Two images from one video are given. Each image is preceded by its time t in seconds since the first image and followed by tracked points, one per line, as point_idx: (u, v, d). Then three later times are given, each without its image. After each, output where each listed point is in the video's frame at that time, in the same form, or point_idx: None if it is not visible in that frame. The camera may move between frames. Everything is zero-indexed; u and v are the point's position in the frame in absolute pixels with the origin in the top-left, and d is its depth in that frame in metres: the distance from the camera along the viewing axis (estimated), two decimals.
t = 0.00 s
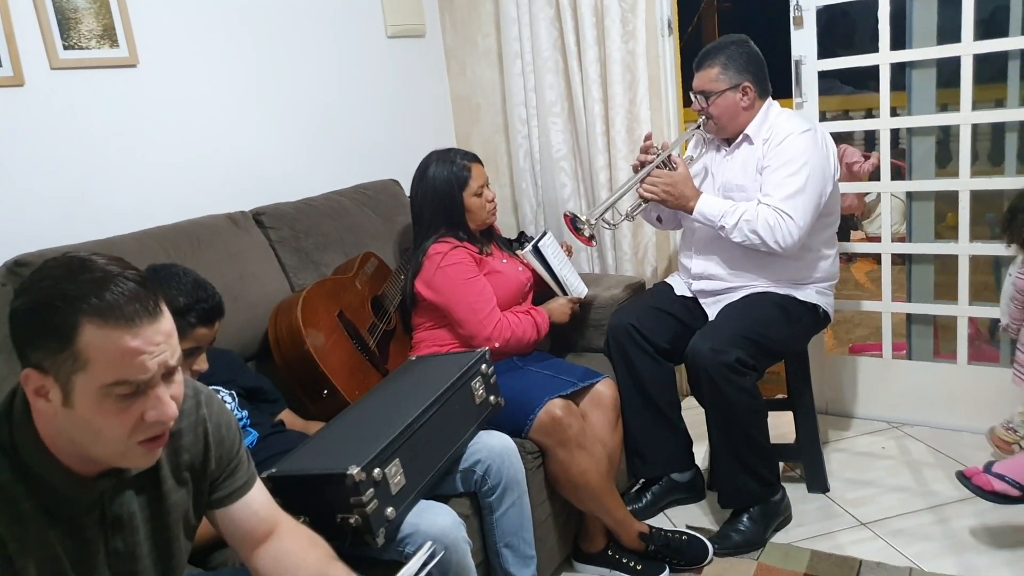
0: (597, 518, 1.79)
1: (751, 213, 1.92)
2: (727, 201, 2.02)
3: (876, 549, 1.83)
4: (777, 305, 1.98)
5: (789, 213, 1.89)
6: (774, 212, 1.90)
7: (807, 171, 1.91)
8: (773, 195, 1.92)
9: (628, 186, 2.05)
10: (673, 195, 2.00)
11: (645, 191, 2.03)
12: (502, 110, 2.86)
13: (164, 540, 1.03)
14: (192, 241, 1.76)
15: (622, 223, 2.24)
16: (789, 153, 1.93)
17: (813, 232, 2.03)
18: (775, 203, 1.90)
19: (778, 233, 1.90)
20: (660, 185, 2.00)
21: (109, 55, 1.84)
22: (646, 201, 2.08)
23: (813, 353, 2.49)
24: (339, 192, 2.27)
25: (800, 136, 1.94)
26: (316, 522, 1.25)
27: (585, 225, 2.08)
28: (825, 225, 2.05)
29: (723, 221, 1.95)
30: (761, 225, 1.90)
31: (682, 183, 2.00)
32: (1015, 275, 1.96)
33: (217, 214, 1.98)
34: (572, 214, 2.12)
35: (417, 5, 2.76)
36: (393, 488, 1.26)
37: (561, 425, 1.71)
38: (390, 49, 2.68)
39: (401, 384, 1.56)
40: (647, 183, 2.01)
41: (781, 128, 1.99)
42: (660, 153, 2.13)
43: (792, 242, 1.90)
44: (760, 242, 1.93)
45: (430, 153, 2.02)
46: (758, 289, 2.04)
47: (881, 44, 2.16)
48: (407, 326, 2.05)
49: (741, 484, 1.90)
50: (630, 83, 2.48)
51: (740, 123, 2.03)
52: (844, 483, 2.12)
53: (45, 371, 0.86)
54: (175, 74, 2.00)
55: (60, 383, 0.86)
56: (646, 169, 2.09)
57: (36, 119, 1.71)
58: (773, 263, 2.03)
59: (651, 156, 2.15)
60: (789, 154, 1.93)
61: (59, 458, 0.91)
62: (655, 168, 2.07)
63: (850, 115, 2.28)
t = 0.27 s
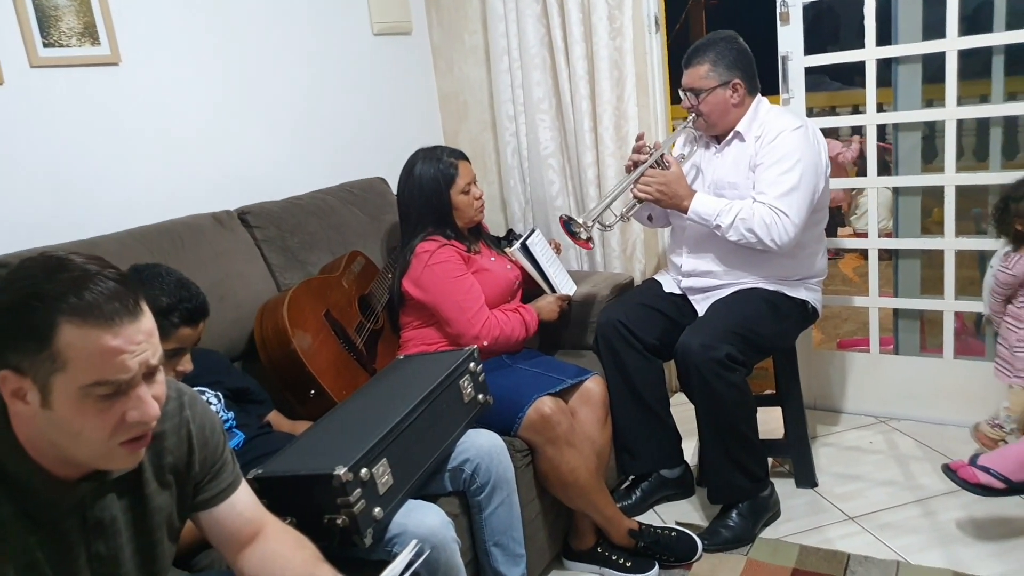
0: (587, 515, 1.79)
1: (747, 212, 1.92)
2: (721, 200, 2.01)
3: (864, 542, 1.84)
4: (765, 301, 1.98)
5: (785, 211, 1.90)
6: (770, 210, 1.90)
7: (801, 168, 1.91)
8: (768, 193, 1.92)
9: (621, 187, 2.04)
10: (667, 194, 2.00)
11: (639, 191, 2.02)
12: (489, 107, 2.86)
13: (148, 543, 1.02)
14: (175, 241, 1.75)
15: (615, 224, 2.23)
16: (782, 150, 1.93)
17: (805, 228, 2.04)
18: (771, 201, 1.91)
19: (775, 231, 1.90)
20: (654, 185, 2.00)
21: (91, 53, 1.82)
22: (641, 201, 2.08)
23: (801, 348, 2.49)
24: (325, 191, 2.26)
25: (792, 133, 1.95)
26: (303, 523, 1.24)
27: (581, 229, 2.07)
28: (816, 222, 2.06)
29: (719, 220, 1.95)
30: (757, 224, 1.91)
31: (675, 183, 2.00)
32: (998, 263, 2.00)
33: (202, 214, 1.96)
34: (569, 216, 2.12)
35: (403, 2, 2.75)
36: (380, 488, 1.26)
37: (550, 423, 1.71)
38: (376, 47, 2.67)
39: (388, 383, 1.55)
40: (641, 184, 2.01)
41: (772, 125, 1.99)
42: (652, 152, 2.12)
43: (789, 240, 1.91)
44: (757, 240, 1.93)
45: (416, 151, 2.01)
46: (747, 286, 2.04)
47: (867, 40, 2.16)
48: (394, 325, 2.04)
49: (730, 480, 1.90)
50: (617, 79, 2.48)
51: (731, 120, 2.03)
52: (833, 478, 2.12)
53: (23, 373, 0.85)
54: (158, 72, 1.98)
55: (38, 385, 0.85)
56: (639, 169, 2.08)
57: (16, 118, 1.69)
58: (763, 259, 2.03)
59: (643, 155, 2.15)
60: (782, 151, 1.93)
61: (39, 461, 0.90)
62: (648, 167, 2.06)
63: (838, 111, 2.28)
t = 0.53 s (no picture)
0: (575, 515, 1.79)
1: (736, 212, 1.92)
2: (709, 199, 2.01)
3: (852, 537, 1.84)
4: (750, 297, 1.98)
5: (774, 210, 1.90)
6: (759, 210, 1.91)
7: (789, 167, 1.91)
8: (756, 193, 1.92)
9: (608, 189, 2.03)
10: (655, 195, 2.00)
11: (627, 193, 2.02)
12: (473, 107, 2.85)
13: (127, 553, 1.01)
14: (155, 246, 1.73)
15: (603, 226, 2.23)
16: (769, 149, 1.93)
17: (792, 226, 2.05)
18: (759, 201, 1.91)
19: (765, 231, 1.91)
20: (643, 186, 2.00)
21: (67, 58, 1.80)
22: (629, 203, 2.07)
23: (787, 344, 2.50)
24: (308, 193, 2.24)
25: (779, 131, 1.95)
26: (287, 529, 1.23)
27: (571, 232, 2.07)
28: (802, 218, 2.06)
29: (708, 220, 1.95)
30: (747, 224, 1.91)
31: (664, 183, 1.99)
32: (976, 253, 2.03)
33: (183, 218, 1.94)
34: (559, 220, 2.12)
35: (384, 3, 2.73)
36: (364, 493, 1.25)
37: (537, 423, 1.70)
38: (358, 49, 2.65)
39: (372, 386, 1.54)
40: (629, 185, 2.00)
41: (759, 123, 1.99)
42: (639, 153, 2.12)
43: (779, 239, 1.92)
44: (746, 240, 1.93)
45: (398, 152, 2.00)
46: (732, 283, 2.04)
47: (846, 36, 2.17)
48: (378, 327, 2.03)
49: (718, 476, 1.90)
50: (600, 78, 2.47)
51: (716, 118, 2.04)
52: (820, 473, 2.13)
53: None
54: (137, 76, 1.96)
55: (10, 395, 0.83)
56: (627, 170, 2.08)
57: None
58: (748, 256, 2.03)
59: (630, 156, 2.14)
60: (769, 150, 1.93)
61: (14, 472, 0.88)
62: (636, 169, 2.06)
63: (821, 108, 2.30)
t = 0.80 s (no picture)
0: (573, 516, 1.78)
1: (737, 215, 1.91)
2: (710, 201, 2.00)
3: (852, 538, 1.83)
4: (749, 297, 1.97)
5: (775, 213, 1.89)
6: (760, 212, 1.90)
7: (790, 169, 1.91)
8: (757, 195, 1.91)
9: (608, 192, 2.03)
10: (655, 197, 1.99)
11: (627, 195, 2.01)
12: (469, 107, 2.84)
13: (124, 555, 0.99)
14: (151, 247, 1.71)
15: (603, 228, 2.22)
16: (770, 150, 1.92)
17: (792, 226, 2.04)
18: (760, 203, 1.90)
19: (766, 233, 1.90)
20: (642, 188, 1.99)
21: (66, 61, 1.79)
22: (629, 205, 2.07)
23: (786, 344, 2.49)
24: (304, 193, 2.23)
25: (780, 133, 1.94)
26: (282, 530, 1.22)
27: (571, 236, 2.06)
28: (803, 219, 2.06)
29: (709, 222, 1.94)
30: (748, 227, 1.90)
31: (664, 184, 1.98)
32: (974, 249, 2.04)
33: (178, 219, 1.93)
34: (557, 223, 2.11)
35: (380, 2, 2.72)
36: (360, 494, 1.23)
37: (534, 423, 1.69)
38: (354, 48, 2.64)
39: (368, 387, 1.53)
40: (629, 187, 2.00)
41: (759, 124, 1.98)
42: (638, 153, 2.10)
43: (780, 241, 1.91)
44: (747, 242, 1.92)
45: (394, 151, 1.99)
46: (731, 283, 2.03)
47: (844, 34, 2.17)
48: (375, 327, 2.02)
49: (718, 478, 1.89)
50: (597, 77, 2.46)
51: (717, 118, 2.03)
52: (820, 474, 2.12)
53: None
54: (135, 77, 1.94)
55: (4, 398, 0.82)
56: (626, 171, 2.07)
57: None
58: (748, 256, 2.02)
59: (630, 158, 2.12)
60: (770, 151, 1.92)
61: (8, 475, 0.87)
62: (635, 170, 2.05)
63: (819, 105, 2.28)
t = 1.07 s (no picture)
0: (575, 516, 1.78)
1: (738, 215, 1.92)
2: (711, 201, 2.01)
3: (854, 535, 1.83)
4: (750, 296, 1.98)
5: (776, 214, 1.90)
6: (761, 213, 1.90)
7: (791, 170, 1.91)
8: (758, 196, 1.92)
9: (608, 194, 2.03)
10: (656, 198, 1.99)
11: (628, 196, 2.02)
12: (469, 107, 2.84)
13: (124, 558, 1.00)
14: (152, 249, 1.72)
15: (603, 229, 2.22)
16: (771, 151, 1.92)
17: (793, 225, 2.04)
18: (762, 204, 1.90)
19: (767, 235, 1.90)
20: (643, 189, 1.99)
21: (64, 64, 1.79)
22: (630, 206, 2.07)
23: (788, 342, 2.50)
24: (305, 195, 2.23)
25: (782, 133, 1.94)
26: (281, 528, 1.22)
27: (572, 238, 2.06)
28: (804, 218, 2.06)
29: (710, 223, 1.94)
30: (749, 228, 1.90)
31: (665, 185, 1.98)
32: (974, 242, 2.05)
33: (179, 222, 1.94)
34: (558, 226, 2.12)
35: (380, 3, 2.73)
36: (361, 494, 1.24)
37: (536, 424, 1.70)
38: (354, 50, 2.65)
39: (370, 387, 1.54)
40: (630, 188, 2.00)
41: (760, 124, 1.98)
42: (639, 154, 2.10)
43: (781, 242, 1.91)
44: (748, 243, 1.93)
45: (395, 153, 1.99)
46: (733, 282, 2.04)
47: (844, 32, 2.17)
48: (377, 329, 2.02)
49: (719, 476, 1.90)
50: (596, 77, 2.47)
51: (717, 117, 2.03)
52: (822, 471, 2.12)
53: None
54: (134, 80, 1.95)
55: (4, 402, 0.82)
56: (627, 172, 2.07)
57: None
58: (748, 255, 2.02)
59: (631, 158, 2.11)
60: (772, 152, 1.92)
61: (9, 480, 0.87)
62: (636, 170, 2.05)
63: (820, 102, 2.28)
